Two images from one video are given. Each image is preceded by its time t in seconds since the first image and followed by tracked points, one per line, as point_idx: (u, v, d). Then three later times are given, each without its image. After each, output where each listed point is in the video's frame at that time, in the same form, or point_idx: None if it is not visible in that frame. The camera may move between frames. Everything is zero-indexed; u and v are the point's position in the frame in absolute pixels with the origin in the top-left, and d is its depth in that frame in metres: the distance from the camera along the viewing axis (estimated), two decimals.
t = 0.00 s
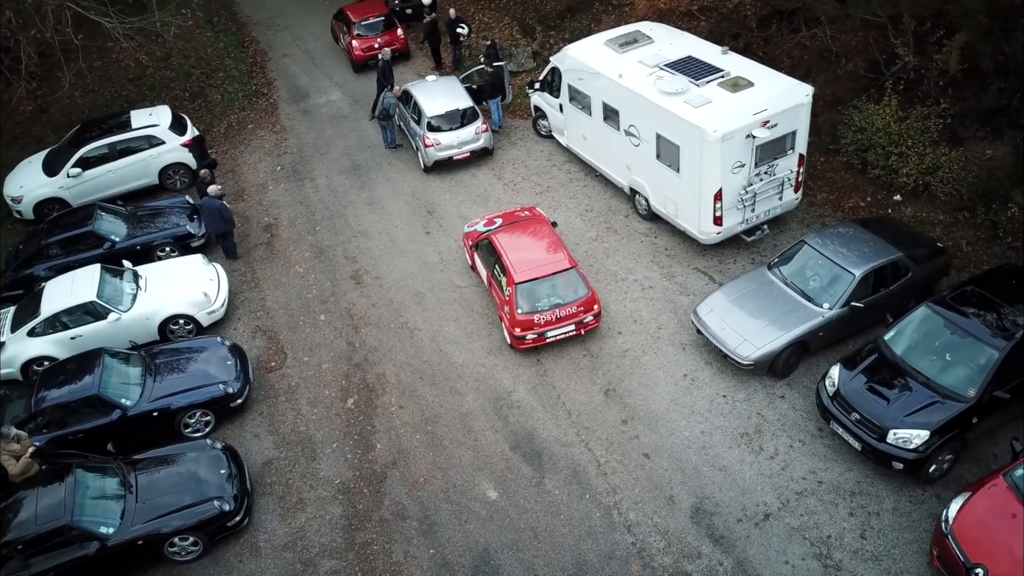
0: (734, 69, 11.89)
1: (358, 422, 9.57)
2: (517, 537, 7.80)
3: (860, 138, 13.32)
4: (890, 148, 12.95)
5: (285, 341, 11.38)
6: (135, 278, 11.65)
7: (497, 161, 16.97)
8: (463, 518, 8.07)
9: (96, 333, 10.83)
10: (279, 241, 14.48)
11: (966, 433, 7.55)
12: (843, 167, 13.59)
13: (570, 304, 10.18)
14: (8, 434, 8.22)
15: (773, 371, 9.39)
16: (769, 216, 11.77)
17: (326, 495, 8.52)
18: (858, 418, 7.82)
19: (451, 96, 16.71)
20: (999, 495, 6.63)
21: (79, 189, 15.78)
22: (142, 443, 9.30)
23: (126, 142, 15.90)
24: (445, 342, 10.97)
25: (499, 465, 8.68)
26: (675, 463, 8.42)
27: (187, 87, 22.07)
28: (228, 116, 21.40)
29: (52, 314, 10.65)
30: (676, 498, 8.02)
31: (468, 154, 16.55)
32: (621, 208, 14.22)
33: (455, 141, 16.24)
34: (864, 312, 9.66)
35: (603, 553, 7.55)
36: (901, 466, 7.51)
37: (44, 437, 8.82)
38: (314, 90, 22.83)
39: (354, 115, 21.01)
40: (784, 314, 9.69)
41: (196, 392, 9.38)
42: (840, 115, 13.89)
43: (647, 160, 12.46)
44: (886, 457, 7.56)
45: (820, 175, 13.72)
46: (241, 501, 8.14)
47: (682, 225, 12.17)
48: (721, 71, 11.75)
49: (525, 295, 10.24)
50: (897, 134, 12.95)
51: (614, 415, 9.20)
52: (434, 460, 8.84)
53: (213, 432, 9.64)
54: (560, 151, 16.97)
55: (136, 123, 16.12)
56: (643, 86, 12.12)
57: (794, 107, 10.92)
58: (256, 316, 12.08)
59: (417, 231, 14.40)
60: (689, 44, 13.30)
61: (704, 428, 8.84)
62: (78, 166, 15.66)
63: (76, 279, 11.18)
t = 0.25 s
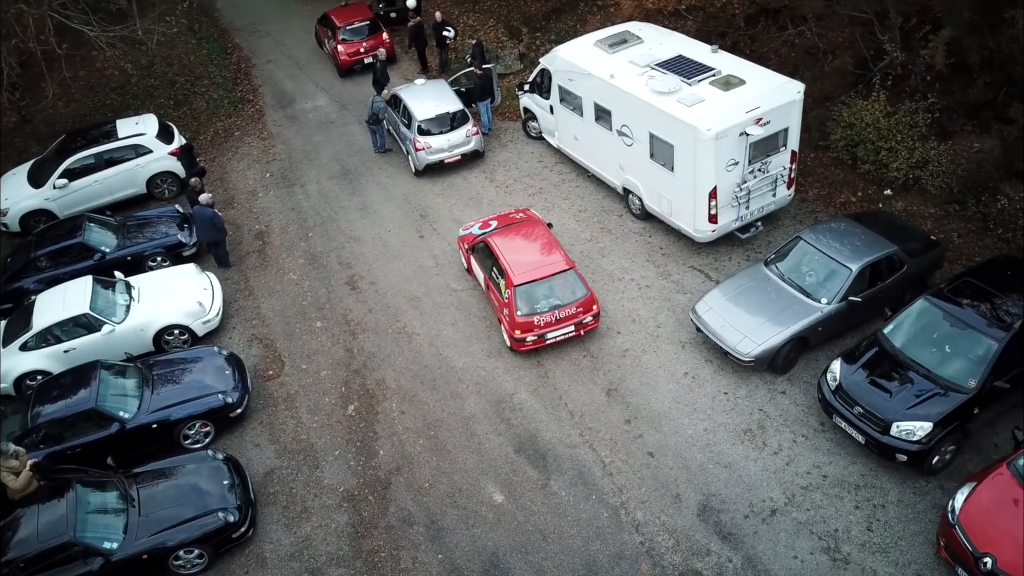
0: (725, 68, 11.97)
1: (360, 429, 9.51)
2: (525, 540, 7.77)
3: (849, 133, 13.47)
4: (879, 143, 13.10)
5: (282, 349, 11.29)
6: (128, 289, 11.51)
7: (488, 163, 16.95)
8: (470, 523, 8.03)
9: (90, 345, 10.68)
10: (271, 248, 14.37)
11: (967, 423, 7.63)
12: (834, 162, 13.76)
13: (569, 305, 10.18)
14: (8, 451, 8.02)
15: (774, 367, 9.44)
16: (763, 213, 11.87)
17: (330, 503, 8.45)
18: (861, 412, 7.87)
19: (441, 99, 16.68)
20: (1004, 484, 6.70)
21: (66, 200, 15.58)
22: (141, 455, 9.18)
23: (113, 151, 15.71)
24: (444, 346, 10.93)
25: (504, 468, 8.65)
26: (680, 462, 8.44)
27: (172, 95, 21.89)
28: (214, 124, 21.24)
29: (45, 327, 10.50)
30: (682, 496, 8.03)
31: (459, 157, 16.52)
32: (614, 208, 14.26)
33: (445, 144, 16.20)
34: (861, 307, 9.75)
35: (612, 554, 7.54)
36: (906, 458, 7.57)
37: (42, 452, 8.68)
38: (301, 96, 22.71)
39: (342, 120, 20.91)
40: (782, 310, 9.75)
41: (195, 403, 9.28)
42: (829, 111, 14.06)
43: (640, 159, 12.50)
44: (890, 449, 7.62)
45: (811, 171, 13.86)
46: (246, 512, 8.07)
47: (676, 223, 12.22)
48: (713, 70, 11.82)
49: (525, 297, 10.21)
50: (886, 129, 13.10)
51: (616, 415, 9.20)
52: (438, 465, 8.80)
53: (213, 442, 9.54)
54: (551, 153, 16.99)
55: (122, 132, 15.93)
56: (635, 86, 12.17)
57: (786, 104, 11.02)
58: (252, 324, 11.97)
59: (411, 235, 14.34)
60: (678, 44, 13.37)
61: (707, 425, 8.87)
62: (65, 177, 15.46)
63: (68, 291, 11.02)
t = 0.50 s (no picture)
0: (714, 65, 12.05)
1: (362, 437, 9.43)
2: (535, 542, 7.75)
3: (836, 128, 13.73)
4: (867, 138, 13.36)
5: (278, 358, 11.17)
6: (119, 302, 11.34)
7: (477, 166, 16.92)
8: (477, 527, 7.99)
9: (82, 360, 10.50)
10: (262, 257, 14.23)
11: (968, 412, 7.73)
12: (822, 157, 14.05)
13: (568, 306, 10.17)
14: (5, 469, 7.91)
15: (774, 361, 9.50)
16: (755, 209, 11.97)
17: (336, 512, 8.37)
18: (864, 404, 7.93)
19: (429, 102, 16.62)
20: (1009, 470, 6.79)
21: (50, 213, 15.33)
22: (140, 470, 9.05)
23: (97, 163, 15.47)
24: (442, 350, 10.88)
25: (510, 471, 8.61)
26: (685, 459, 8.46)
27: (153, 104, 21.65)
28: (197, 132, 21.02)
29: (36, 343, 10.31)
30: (689, 493, 8.04)
31: (449, 161, 16.47)
32: (606, 207, 14.29)
33: (435, 148, 16.14)
34: (857, 300, 9.85)
35: (622, 553, 7.54)
36: (909, 449, 7.64)
37: (40, 470, 8.54)
38: (284, 102, 22.54)
39: (327, 126, 20.78)
40: (780, 305, 9.82)
41: (193, 416, 9.15)
42: (815, 107, 14.26)
43: (632, 159, 12.54)
44: (894, 440, 7.68)
45: (800, 166, 14.16)
46: (251, 524, 8.00)
47: (669, 221, 12.27)
48: (702, 68, 11.89)
49: (523, 299, 10.17)
50: (872, 124, 13.36)
51: (620, 415, 9.21)
52: (443, 470, 8.74)
53: (213, 455, 9.43)
54: (540, 154, 17.01)
55: (106, 143, 15.70)
56: (625, 85, 12.20)
57: (776, 100, 11.12)
58: (246, 334, 11.84)
59: (403, 240, 14.27)
60: (666, 43, 13.44)
61: (711, 422, 8.91)
62: (48, 190, 15.21)
63: (58, 306, 10.84)
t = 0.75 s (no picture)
0: (704, 63, 12.12)
1: (363, 443, 9.36)
2: (543, 544, 7.73)
3: (825, 123, 13.92)
4: (855, 132, 13.54)
5: (275, 365, 11.07)
6: (112, 313, 11.19)
7: (468, 168, 16.88)
8: (485, 531, 7.96)
9: (76, 373, 10.34)
10: (254, 264, 14.11)
11: (968, 402, 7.82)
12: (811, 152, 14.23)
13: (567, 306, 10.17)
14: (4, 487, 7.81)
15: (773, 356, 9.56)
16: (748, 205, 12.05)
17: (341, 520, 8.31)
18: (866, 396, 7.99)
19: (417, 105, 16.56)
20: (1011, 458, 6.89)
21: (35, 225, 15.11)
22: (140, 483, 8.93)
23: (82, 173, 15.25)
24: (441, 353, 10.84)
25: (515, 473, 8.58)
26: (689, 456, 8.48)
27: (136, 112, 21.41)
28: (182, 140, 20.81)
29: (28, 358, 10.14)
30: (695, 490, 8.06)
31: (439, 163, 16.43)
32: (599, 207, 14.33)
33: (425, 150, 16.07)
34: (853, 293, 9.95)
35: (631, 552, 7.55)
36: (912, 439, 7.71)
37: (38, 486, 8.41)
38: (269, 108, 22.37)
39: (314, 131, 20.65)
40: (778, 300, 9.88)
41: (192, 426, 9.04)
42: (803, 102, 14.44)
43: (624, 157, 12.57)
44: (897, 431, 7.75)
45: (790, 161, 14.34)
46: (257, 535, 7.93)
47: (663, 219, 12.33)
48: (692, 65, 11.94)
49: (522, 300, 10.15)
50: (861, 118, 13.56)
51: (622, 414, 9.22)
52: (447, 474, 8.70)
53: (213, 465, 9.32)
54: (530, 155, 17.01)
55: (91, 152, 15.48)
56: (616, 84, 12.23)
57: (767, 97, 11.21)
58: (242, 342, 11.73)
59: (396, 244, 14.21)
60: (654, 41, 13.50)
61: (713, 418, 8.94)
62: (33, 201, 14.98)
63: (49, 318, 10.67)
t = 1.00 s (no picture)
0: (693, 61, 12.20)
1: (366, 450, 9.28)
2: (554, 545, 7.72)
3: (812, 117, 14.13)
4: (843, 125, 13.76)
5: (272, 374, 10.95)
6: (103, 326, 11.01)
7: (457, 170, 16.83)
8: (494, 534, 7.93)
9: (69, 389, 10.16)
10: (245, 272, 13.96)
11: (968, 389, 7.91)
12: (799, 146, 14.44)
13: (566, 306, 10.17)
14: (4, 507, 7.61)
15: (773, 350, 9.62)
16: (740, 201, 12.15)
17: (348, 528, 8.25)
18: (868, 386, 8.06)
19: (405, 108, 16.48)
20: (1015, 444, 7.00)
21: (19, 239, 14.82)
22: (140, 498, 8.78)
23: (66, 184, 14.99)
24: (440, 357, 10.79)
25: (521, 475, 8.55)
26: (695, 452, 8.51)
27: (116, 122, 21.12)
28: (164, 148, 20.55)
29: (19, 374, 9.95)
30: (703, 486, 8.09)
31: (428, 166, 16.37)
32: (590, 206, 14.36)
33: (414, 153, 16.00)
34: (849, 285, 10.05)
35: (642, 550, 7.55)
36: (915, 428, 7.79)
37: (38, 505, 8.21)
38: (251, 114, 22.16)
39: (298, 136, 20.49)
40: (775, 294, 9.95)
41: (192, 439, 8.92)
42: (789, 97, 14.63)
43: (616, 156, 12.61)
44: (899, 421, 7.83)
45: (779, 156, 14.48)
46: (263, 547, 7.84)
47: (656, 216, 12.38)
48: (681, 63, 12.03)
49: (521, 301, 10.12)
50: (847, 112, 13.77)
51: (625, 412, 9.24)
52: (453, 479, 8.65)
53: (214, 478, 9.20)
54: (519, 155, 17.01)
55: (74, 163, 15.22)
56: (607, 83, 12.26)
57: (757, 93, 11.32)
58: (237, 352, 11.60)
59: (389, 248, 14.13)
60: (642, 40, 13.57)
61: (716, 414, 8.98)
62: (16, 214, 14.69)
63: (39, 334, 10.47)
